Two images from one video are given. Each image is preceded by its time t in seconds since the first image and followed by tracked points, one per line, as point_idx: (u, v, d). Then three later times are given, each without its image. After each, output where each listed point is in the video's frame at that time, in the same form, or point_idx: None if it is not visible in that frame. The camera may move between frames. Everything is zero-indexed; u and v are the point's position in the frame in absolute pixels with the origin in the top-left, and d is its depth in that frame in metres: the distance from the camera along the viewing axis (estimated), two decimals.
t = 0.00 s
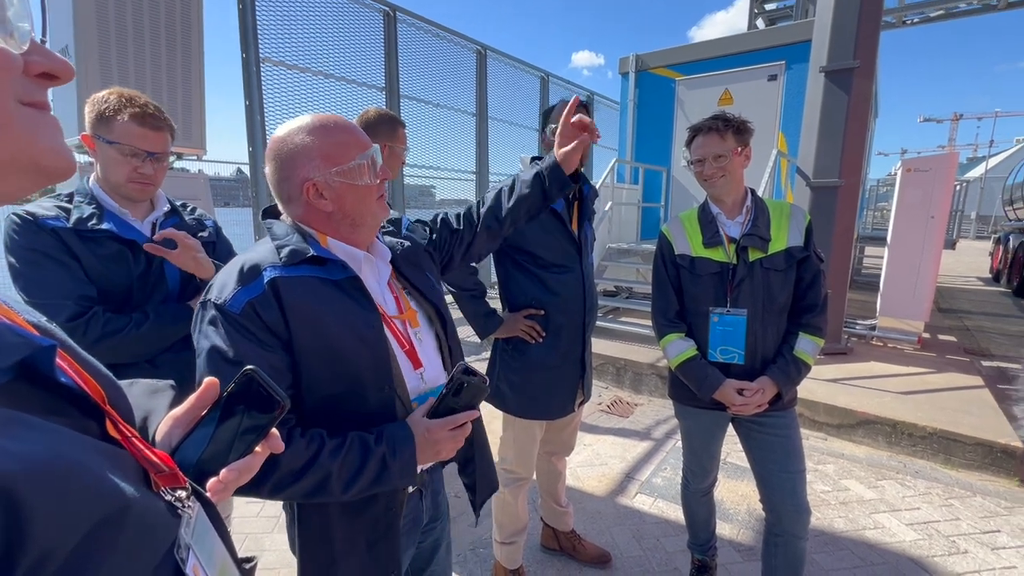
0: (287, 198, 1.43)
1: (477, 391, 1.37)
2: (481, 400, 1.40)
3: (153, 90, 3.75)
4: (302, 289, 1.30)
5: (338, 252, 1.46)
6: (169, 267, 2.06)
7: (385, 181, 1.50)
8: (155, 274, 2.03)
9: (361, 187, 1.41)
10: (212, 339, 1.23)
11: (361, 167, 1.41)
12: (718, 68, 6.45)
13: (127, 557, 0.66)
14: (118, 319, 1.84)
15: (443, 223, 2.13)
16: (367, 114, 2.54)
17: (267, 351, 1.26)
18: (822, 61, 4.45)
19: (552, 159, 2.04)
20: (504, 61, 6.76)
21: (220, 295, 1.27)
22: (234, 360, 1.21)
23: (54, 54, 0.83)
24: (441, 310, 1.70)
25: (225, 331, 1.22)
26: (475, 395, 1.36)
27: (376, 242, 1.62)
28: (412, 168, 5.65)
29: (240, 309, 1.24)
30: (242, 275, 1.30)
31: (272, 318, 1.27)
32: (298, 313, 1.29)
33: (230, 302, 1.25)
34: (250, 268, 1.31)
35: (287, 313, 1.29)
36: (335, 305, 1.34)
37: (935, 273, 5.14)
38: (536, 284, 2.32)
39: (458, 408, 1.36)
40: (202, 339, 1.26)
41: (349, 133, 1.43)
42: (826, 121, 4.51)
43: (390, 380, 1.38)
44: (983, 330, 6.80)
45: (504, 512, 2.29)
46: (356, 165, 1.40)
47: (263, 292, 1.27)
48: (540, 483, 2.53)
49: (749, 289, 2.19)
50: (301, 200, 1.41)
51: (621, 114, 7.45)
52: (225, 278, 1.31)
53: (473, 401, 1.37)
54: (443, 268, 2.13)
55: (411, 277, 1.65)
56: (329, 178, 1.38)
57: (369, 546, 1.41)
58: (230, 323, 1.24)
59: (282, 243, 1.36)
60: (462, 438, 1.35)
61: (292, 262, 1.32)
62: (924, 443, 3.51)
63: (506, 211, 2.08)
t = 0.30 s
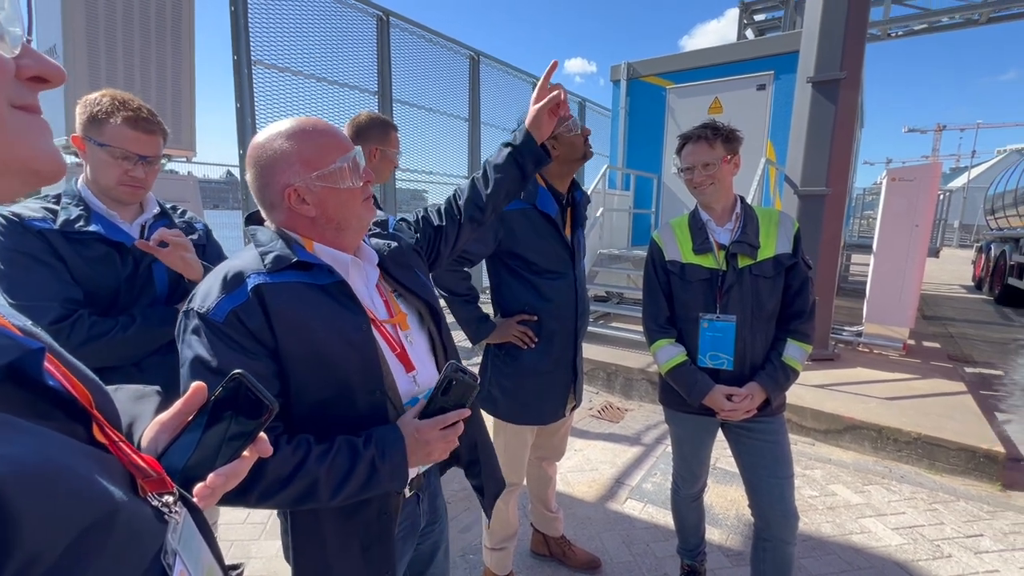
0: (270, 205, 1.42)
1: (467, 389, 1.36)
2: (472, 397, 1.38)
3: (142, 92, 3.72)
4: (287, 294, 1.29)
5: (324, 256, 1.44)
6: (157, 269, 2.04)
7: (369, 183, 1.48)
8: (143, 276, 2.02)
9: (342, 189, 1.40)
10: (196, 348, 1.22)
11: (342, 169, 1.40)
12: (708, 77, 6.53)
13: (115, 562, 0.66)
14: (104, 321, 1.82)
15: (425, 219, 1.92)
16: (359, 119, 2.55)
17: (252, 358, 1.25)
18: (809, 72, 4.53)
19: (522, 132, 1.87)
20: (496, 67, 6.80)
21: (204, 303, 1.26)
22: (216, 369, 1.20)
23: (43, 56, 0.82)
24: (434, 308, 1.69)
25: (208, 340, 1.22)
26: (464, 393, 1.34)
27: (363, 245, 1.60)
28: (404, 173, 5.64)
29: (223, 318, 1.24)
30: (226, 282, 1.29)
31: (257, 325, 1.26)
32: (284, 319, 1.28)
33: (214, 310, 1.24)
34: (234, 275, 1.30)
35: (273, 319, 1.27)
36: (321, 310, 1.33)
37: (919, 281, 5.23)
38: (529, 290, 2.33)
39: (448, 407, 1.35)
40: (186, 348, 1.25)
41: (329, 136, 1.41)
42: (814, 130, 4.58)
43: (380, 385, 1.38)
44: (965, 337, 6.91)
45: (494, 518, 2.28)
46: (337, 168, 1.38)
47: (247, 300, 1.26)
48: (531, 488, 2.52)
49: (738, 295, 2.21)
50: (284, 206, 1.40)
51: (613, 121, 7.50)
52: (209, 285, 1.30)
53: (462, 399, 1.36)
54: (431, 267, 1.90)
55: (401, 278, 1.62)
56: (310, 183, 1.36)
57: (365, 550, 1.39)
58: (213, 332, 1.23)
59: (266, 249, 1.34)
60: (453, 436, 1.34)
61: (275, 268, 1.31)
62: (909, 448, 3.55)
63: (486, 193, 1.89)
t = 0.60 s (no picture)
0: (255, 210, 1.40)
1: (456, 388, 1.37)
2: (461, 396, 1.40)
3: (128, 94, 3.67)
4: (275, 298, 1.28)
5: (311, 261, 1.43)
6: (142, 273, 2.00)
7: (356, 187, 1.47)
8: (127, 280, 1.98)
9: (328, 193, 1.38)
10: (180, 356, 1.19)
11: (328, 173, 1.38)
12: (695, 89, 6.64)
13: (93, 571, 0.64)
14: (86, 326, 1.78)
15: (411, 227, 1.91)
16: (342, 126, 2.56)
17: (238, 364, 1.23)
18: (794, 86, 4.62)
19: (506, 143, 1.89)
20: (487, 75, 6.83)
21: (188, 308, 1.24)
22: (200, 376, 1.18)
23: (26, 54, 0.80)
24: (420, 315, 1.69)
25: (193, 346, 1.20)
26: (453, 391, 1.36)
27: (350, 251, 1.59)
28: (393, 179, 5.63)
29: (209, 323, 1.21)
30: (212, 287, 1.27)
31: (244, 330, 1.25)
32: (271, 323, 1.26)
33: (199, 315, 1.22)
34: (220, 280, 1.28)
35: (260, 324, 1.26)
36: (310, 314, 1.31)
37: (900, 291, 5.33)
38: (522, 297, 2.33)
39: (438, 405, 1.35)
40: (169, 355, 1.22)
41: (314, 140, 1.40)
42: (797, 143, 4.66)
43: (368, 390, 1.36)
44: (944, 346, 7.06)
45: (482, 527, 2.27)
46: (323, 172, 1.37)
47: (234, 304, 1.24)
48: (519, 496, 2.51)
49: (726, 305, 2.24)
50: (270, 211, 1.38)
51: (602, 131, 7.57)
52: (193, 290, 1.28)
53: (452, 397, 1.37)
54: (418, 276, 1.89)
55: (387, 284, 1.62)
56: (295, 187, 1.35)
57: (352, 559, 1.38)
58: (198, 338, 1.21)
59: (253, 253, 1.33)
60: (442, 436, 1.33)
61: (263, 273, 1.29)
62: (891, 456, 3.61)
63: (472, 203, 1.89)
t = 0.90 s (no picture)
0: (225, 224, 1.36)
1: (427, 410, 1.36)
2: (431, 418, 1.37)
3: (95, 101, 3.57)
4: (242, 315, 1.24)
5: (282, 277, 1.40)
6: (103, 286, 1.93)
7: (331, 204, 1.45)
8: (87, 294, 1.91)
9: (302, 210, 1.36)
10: (137, 373, 1.14)
11: (302, 190, 1.36)
12: (669, 109, 6.81)
13: None
14: (42, 341, 1.71)
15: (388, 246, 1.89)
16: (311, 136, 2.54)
17: (200, 383, 1.19)
18: (763, 109, 4.78)
19: (483, 167, 1.89)
20: (466, 90, 6.88)
21: (149, 322, 1.19)
22: (159, 395, 1.13)
23: None
24: (392, 334, 1.67)
25: (152, 363, 1.15)
26: (424, 413, 1.34)
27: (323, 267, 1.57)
28: (371, 191, 5.59)
29: (170, 339, 1.17)
30: (175, 301, 1.23)
31: (208, 348, 1.21)
32: (236, 341, 1.23)
33: (160, 331, 1.17)
34: (184, 295, 1.24)
35: (225, 341, 1.22)
36: (279, 332, 1.28)
37: (865, 307, 5.52)
38: (502, 313, 2.33)
39: (407, 427, 1.33)
40: (125, 372, 1.17)
41: (289, 156, 1.38)
42: (767, 163, 4.81)
43: (336, 411, 1.34)
44: (907, 360, 7.32)
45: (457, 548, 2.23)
46: (297, 189, 1.35)
47: (198, 320, 1.20)
48: (495, 515, 2.48)
49: (700, 322, 2.28)
50: (240, 225, 1.35)
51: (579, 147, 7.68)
52: (155, 304, 1.24)
53: (422, 420, 1.35)
54: (394, 295, 1.87)
55: (360, 302, 1.60)
56: (268, 203, 1.32)
57: None
58: (158, 354, 1.16)
59: (221, 268, 1.30)
60: (412, 458, 1.31)
61: (230, 288, 1.26)
62: (859, 469, 3.70)
63: (449, 225, 1.87)
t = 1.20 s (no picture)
0: (171, 245, 1.29)
1: (374, 452, 1.32)
2: (378, 459, 1.34)
3: (17, 110, 3.33)
4: (175, 342, 1.16)
5: (227, 306, 1.33)
6: (18, 311, 1.78)
7: (290, 238, 1.40)
8: None
9: (258, 242, 1.31)
10: (50, 405, 1.04)
11: (261, 221, 1.31)
12: (619, 143, 7.10)
13: None
14: None
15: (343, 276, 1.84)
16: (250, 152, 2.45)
17: (121, 419, 1.08)
18: (705, 146, 5.08)
19: (444, 203, 1.88)
20: (422, 116, 6.91)
21: (69, 349, 1.09)
22: (73, 430, 1.02)
23: None
24: (341, 367, 1.62)
25: (67, 393, 1.04)
26: (371, 453, 1.31)
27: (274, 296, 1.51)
28: (321, 213, 5.46)
29: (92, 367, 1.07)
30: (104, 325, 1.13)
31: (134, 378, 1.10)
32: (167, 371, 1.13)
33: (83, 359, 1.08)
34: (115, 319, 1.14)
35: (154, 371, 1.13)
36: (216, 363, 1.19)
37: (799, 334, 5.86)
38: (455, 340, 2.31)
39: (351, 469, 1.29)
40: (35, 404, 1.06)
41: (254, 185, 1.32)
42: (709, 197, 5.09)
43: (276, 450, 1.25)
44: (837, 383, 7.79)
45: None
46: (256, 220, 1.30)
47: (126, 348, 1.11)
48: (446, 549, 2.41)
49: (650, 349, 2.35)
50: (188, 249, 1.28)
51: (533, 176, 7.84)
52: (79, 329, 1.14)
53: (367, 461, 1.31)
54: (346, 326, 1.83)
55: (308, 332, 1.54)
56: (222, 231, 1.26)
57: None
58: (76, 384, 1.06)
59: (160, 293, 1.22)
60: (355, 502, 1.26)
61: (167, 314, 1.18)
62: (798, 489, 3.86)
63: (406, 260, 1.85)
